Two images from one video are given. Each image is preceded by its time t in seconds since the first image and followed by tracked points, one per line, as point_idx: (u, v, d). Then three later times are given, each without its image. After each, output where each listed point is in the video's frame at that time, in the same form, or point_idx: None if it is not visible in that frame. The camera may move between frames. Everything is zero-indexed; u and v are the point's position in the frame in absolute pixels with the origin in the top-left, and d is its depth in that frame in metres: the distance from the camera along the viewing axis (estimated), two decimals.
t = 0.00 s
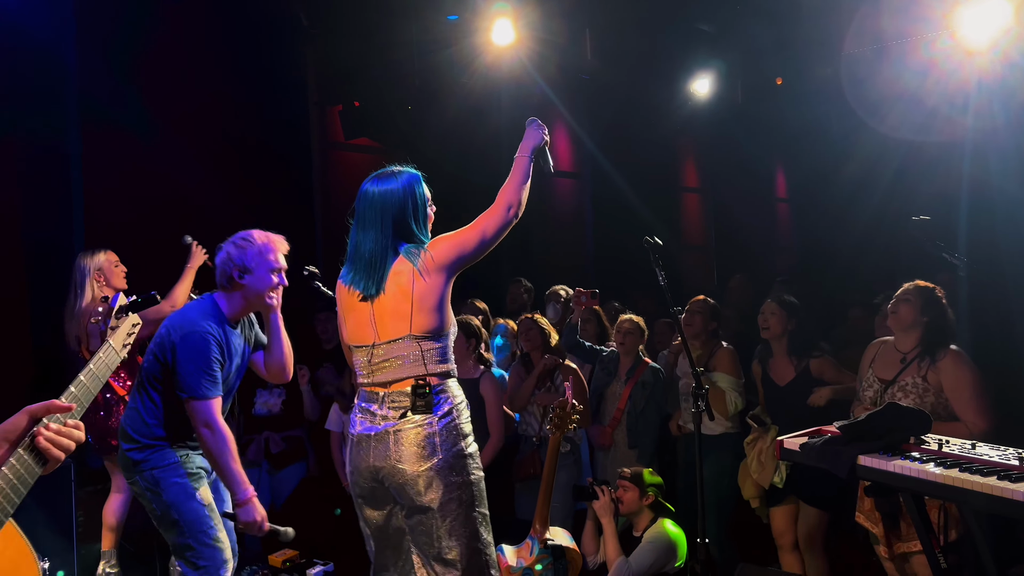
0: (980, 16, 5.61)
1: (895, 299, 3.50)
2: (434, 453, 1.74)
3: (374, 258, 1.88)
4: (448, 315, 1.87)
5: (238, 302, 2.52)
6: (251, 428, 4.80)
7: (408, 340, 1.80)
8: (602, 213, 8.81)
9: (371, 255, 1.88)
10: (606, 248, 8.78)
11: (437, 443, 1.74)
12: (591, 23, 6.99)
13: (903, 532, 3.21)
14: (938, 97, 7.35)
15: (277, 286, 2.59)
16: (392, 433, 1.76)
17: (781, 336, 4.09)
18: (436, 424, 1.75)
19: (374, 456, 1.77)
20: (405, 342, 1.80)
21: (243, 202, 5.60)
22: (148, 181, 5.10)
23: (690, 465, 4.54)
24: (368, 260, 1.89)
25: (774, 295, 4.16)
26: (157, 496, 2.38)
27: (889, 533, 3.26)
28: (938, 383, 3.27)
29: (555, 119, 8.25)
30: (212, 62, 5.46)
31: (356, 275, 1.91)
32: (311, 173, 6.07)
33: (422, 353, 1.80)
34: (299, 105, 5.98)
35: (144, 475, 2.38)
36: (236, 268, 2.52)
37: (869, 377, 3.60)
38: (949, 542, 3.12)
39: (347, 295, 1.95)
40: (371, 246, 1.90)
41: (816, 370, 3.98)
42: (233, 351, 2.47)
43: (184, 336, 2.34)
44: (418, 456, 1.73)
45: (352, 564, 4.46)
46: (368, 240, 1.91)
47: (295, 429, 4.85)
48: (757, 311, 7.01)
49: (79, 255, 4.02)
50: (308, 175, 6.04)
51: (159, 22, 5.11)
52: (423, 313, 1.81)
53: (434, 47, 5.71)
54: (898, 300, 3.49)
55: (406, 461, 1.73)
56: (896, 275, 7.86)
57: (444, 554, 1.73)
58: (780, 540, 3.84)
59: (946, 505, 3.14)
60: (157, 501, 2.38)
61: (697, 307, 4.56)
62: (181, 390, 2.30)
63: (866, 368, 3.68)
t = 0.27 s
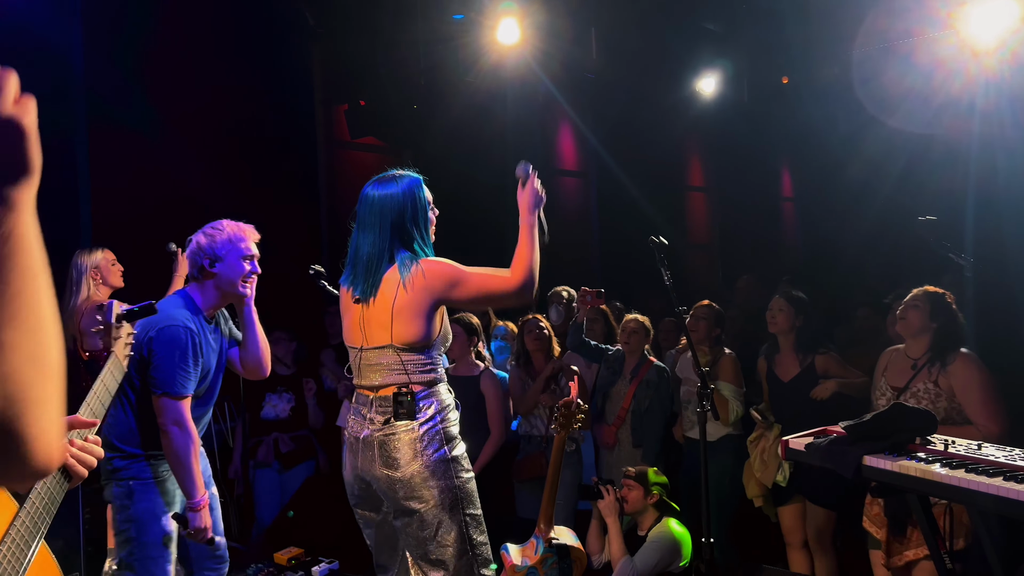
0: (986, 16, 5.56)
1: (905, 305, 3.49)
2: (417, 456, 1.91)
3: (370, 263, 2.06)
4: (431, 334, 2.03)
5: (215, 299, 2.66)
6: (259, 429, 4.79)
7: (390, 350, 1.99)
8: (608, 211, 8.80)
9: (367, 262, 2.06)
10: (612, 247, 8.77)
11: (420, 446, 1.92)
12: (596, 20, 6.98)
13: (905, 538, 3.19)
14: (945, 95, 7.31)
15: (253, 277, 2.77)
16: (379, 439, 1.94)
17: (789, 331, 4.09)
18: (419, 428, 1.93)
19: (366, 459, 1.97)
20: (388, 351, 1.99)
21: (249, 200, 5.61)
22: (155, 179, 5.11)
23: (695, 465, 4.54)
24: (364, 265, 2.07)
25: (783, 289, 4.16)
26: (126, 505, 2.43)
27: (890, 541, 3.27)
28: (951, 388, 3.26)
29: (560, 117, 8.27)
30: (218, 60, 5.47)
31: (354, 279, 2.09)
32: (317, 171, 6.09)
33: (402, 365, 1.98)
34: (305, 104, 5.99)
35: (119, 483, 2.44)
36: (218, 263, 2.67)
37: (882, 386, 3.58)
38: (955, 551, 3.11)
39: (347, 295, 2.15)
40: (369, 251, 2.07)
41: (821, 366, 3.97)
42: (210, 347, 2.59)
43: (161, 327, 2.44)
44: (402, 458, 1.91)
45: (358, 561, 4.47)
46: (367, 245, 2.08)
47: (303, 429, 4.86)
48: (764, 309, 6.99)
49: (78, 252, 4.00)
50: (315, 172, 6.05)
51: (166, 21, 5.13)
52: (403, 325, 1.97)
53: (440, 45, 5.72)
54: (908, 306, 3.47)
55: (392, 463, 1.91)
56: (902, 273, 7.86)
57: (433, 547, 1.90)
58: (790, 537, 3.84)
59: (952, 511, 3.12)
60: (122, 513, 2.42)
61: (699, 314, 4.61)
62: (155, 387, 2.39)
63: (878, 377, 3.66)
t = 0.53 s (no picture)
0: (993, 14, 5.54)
1: (905, 300, 3.48)
2: (410, 453, 1.91)
3: (375, 258, 2.07)
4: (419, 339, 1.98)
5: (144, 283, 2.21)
6: (260, 428, 4.80)
7: (383, 348, 2.00)
8: (613, 211, 8.79)
9: (372, 256, 2.08)
10: (617, 246, 8.76)
11: (415, 444, 1.92)
12: (602, 20, 6.97)
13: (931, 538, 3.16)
14: (951, 95, 7.28)
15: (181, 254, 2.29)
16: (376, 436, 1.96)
17: (800, 331, 4.09)
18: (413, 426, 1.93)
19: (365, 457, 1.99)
20: (382, 348, 2.01)
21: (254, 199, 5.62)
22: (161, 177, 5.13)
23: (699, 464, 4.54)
24: (370, 260, 2.09)
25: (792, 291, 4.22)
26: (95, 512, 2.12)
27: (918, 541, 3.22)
28: (954, 378, 3.25)
29: (566, 116, 8.24)
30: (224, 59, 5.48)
31: (362, 271, 2.13)
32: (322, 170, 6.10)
33: (393, 364, 1.98)
34: (310, 102, 6.00)
35: (86, 489, 2.14)
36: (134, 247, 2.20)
37: (884, 382, 3.55)
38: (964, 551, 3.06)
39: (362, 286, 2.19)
40: (375, 245, 2.08)
41: (832, 366, 3.95)
42: (145, 342, 2.17)
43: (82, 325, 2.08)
44: (397, 456, 1.92)
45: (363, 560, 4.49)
46: (374, 237, 2.08)
47: (305, 428, 4.86)
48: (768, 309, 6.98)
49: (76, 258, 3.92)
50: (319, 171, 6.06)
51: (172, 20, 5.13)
52: (388, 327, 1.96)
53: (445, 44, 5.72)
54: (908, 301, 3.47)
55: (387, 461, 1.93)
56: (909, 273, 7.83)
57: (434, 545, 1.91)
58: (795, 538, 3.84)
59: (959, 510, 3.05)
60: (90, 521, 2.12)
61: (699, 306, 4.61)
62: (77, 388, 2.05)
63: (877, 375, 3.64)
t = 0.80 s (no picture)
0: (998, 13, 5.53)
1: (906, 299, 3.47)
2: (427, 456, 1.85)
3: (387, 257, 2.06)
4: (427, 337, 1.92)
5: (106, 277, 2.17)
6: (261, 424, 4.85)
7: (395, 347, 1.95)
8: (617, 210, 8.79)
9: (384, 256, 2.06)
10: (621, 245, 8.76)
11: (432, 447, 1.85)
12: (607, 19, 6.98)
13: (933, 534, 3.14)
14: (956, 94, 7.26)
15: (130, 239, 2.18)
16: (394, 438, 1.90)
17: (808, 331, 4.09)
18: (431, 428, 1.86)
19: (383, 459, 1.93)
20: (394, 347, 1.95)
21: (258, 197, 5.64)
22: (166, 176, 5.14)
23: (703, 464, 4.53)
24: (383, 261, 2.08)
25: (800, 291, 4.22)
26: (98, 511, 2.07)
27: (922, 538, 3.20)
28: (957, 375, 3.25)
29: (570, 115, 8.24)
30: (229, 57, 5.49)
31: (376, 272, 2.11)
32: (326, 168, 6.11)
33: (404, 361, 1.92)
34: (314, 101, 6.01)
35: (89, 488, 2.07)
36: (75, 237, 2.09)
37: (883, 380, 3.54)
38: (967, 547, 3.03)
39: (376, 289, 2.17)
40: (386, 245, 2.07)
41: (838, 368, 3.94)
42: (111, 336, 2.09)
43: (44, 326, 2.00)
44: (414, 458, 1.86)
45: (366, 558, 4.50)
46: (386, 237, 2.08)
47: (303, 425, 4.89)
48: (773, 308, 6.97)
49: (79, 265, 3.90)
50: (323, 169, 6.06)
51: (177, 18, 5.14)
52: (399, 323, 1.90)
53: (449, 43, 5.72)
54: (909, 300, 3.46)
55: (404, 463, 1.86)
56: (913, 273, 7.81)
57: (443, 552, 1.85)
58: (798, 538, 3.84)
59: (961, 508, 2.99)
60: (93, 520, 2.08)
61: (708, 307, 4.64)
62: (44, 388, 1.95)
63: (877, 373, 3.63)
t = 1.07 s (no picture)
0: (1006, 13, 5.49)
1: (911, 305, 3.46)
2: (465, 460, 1.74)
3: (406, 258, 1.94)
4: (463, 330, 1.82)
5: (94, 272, 2.14)
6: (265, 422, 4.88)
7: (429, 345, 1.82)
8: (621, 209, 8.78)
9: (402, 257, 1.94)
10: (625, 244, 8.76)
11: (468, 449, 1.75)
12: (612, 18, 6.96)
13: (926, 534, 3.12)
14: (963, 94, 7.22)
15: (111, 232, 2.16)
16: (424, 442, 1.78)
17: (814, 330, 4.08)
18: (467, 430, 1.76)
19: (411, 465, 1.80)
20: (427, 347, 1.83)
21: (263, 197, 5.65)
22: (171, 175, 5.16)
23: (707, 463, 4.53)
24: (401, 263, 1.96)
25: (808, 290, 4.20)
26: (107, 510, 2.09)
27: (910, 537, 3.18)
28: (963, 386, 3.24)
29: (575, 114, 8.23)
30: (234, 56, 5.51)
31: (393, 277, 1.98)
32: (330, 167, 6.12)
33: (442, 358, 1.80)
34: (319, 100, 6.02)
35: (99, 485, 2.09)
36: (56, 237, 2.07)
37: (888, 385, 3.51)
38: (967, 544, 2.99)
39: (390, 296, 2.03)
40: (404, 246, 1.96)
41: (844, 368, 3.93)
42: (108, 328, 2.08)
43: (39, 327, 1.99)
44: (448, 463, 1.74)
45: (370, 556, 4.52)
46: (401, 240, 1.97)
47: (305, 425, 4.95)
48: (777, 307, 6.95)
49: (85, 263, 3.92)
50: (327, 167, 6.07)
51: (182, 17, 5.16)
52: (433, 321, 1.80)
53: (454, 42, 5.72)
54: (914, 306, 3.44)
55: (438, 469, 1.75)
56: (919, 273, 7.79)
57: (483, 562, 1.73)
58: (802, 538, 3.83)
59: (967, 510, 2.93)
60: (102, 519, 2.10)
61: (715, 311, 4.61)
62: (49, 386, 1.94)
63: (879, 376, 3.61)
